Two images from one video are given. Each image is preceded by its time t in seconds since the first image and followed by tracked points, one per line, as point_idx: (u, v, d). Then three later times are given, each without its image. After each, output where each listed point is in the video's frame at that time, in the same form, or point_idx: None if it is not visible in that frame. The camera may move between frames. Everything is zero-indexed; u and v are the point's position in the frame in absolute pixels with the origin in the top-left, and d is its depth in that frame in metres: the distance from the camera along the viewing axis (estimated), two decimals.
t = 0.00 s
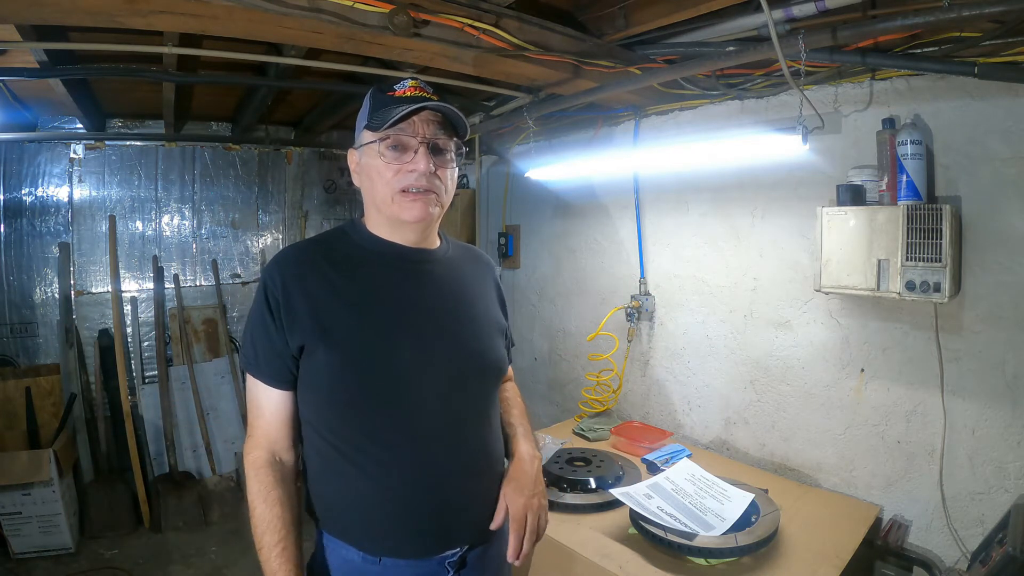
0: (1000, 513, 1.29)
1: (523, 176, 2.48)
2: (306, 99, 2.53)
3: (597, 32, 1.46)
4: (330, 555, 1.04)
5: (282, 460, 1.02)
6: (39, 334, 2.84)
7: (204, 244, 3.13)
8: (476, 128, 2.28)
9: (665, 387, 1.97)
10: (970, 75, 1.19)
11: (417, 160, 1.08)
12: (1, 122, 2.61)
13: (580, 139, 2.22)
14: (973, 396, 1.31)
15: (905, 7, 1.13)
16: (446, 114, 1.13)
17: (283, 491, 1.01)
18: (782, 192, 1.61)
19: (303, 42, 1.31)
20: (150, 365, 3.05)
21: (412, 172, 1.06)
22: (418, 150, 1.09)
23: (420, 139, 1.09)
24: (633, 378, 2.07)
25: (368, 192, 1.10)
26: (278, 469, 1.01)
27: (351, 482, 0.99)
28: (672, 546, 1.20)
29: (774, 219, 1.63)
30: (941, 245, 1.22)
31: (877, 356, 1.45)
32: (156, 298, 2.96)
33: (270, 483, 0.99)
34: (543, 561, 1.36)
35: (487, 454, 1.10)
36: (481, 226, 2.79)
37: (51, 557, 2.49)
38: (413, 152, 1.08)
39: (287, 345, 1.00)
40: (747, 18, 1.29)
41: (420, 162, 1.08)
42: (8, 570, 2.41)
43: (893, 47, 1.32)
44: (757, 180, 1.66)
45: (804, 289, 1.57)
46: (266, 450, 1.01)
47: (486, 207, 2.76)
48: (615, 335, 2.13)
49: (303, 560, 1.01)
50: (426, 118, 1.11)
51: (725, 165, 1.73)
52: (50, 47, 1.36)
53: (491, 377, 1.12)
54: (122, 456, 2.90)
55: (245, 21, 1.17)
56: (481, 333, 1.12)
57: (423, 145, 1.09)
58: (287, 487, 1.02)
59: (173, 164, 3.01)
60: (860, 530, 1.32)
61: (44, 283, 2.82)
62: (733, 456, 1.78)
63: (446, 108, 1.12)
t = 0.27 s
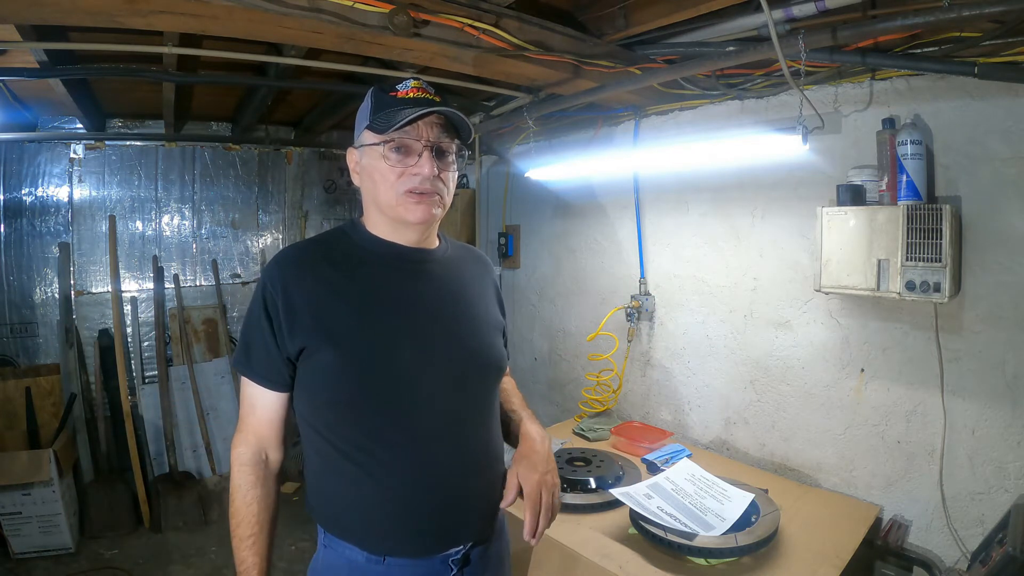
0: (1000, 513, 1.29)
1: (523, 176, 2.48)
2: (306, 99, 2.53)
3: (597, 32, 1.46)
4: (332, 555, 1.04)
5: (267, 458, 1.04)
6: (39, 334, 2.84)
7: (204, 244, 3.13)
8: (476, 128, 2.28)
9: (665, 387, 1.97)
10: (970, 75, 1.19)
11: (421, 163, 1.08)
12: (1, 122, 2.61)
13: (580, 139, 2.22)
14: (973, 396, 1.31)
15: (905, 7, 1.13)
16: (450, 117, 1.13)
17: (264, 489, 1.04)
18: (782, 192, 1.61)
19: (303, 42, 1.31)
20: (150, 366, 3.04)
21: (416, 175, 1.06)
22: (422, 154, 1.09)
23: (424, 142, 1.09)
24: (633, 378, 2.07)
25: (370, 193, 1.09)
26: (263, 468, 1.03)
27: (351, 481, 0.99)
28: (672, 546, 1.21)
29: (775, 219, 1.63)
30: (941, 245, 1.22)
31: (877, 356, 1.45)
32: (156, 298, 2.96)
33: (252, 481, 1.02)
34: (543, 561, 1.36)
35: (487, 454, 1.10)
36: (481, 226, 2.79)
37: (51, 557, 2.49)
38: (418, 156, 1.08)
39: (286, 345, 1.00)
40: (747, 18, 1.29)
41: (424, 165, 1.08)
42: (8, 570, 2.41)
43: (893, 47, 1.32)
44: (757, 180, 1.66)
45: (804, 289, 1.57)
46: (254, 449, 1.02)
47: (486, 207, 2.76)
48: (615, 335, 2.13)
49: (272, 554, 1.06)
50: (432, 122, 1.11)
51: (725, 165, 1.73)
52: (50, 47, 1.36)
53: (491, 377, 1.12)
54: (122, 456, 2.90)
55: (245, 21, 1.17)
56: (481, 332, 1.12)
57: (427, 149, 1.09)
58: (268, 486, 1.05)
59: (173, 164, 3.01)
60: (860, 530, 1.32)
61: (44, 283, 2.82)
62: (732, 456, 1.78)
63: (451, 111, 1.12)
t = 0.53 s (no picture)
0: (1000, 513, 1.29)
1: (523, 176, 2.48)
2: (306, 99, 2.53)
3: (597, 32, 1.46)
4: (326, 552, 1.04)
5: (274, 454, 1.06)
6: (39, 334, 2.84)
7: (204, 244, 3.13)
8: (476, 128, 2.28)
9: (665, 387, 1.97)
10: (970, 75, 1.19)
11: (418, 164, 1.08)
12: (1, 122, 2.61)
13: (580, 139, 2.22)
14: (974, 396, 1.31)
15: (904, 7, 1.13)
16: (447, 118, 1.13)
17: (274, 484, 1.05)
18: (782, 192, 1.61)
19: (303, 42, 1.31)
20: (150, 366, 3.05)
21: (413, 176, 1.06)
22: (419, 154, 1.09)
23: (421, 142, 1.09)
24: (633, 378, 2.07)
25: (367, 193, 1.09)
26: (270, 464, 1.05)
27: (349, 481, 0.99)
28: (672, 546, 1.21)
29: (775, 219, 1.63)
30: (942, 245, 1.22)
31: (877, 356, 1.45)
32: (156, 298, 2.96)
33: (260, 478, 1.04)
34: (543, 561, 1.36)
35: (484, 453, 1.10)
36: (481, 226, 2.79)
37: (51, 557, 2.49)
38: (414, 156, 1.08)
39: (284, 344, 1.00)
40: (747, 18, 1.29)
41: (421, 166, 1.08)
42: (8, 570, 2.41)
43: (893, 47, 1.32)
44: (757, 180, 1.66)
45: (804, 289, 1.57)
46: (260, 445, 1.04)
47: (486, 207, 2.76)
48: (615, 335, 2.13)
49: (288, 549, 1.07)
50: (428, 123, 1.11)
51: (725, 165, 1.73)
52: (50, 47, 1.36)
53: (488, 377, 1.12)
54: (122, 456, 2.90)
55: (245, 21, 1.17)
56: (479, 332, 1.12)
57: (424, 149, 1.09)
58: (277, 480, 1.06)
59: (173, 164, 3.01)
60: (860, 530, 1.32)
61: (44, 283, 2.82)
62: (732, 456, 1.78)
63: (447, 112, 1.12)
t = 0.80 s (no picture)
0: (1000, 513, 1.29)
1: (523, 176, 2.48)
2: (306, 99, 2.53)
3: (597, 32, 1.46)
4: (323, 549, 1.04)
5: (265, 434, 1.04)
6: (39, 334, 2.84)
7: (204, 244, 3.13)
8: (476, 128, 2.28)
9: (665, 387, 1.97)
10: (970, 75, 1.19)
11: (416, 165, 1.07)
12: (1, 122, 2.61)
13: (580, 139, 2.22)
14: (974, 396, 1.31)
15: (904, 7, 1.13)
16: (443, 117, 1.13)
17: (266, 456, 1.02)
18: (782, 193, 1.61)
19: (303, 43, 1.31)
20: (150, 365, 3.05)
21: (411, 177, 1.06)
22: (417, 155, 1.09)
23: (419, 144, 1.09)
24: (633, 378, 2.07)
25: (365, 196, 1.09)
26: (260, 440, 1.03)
27: (346, 481, 0.99)
28: (672, 546, 1.20)
29: (775, 219, 1.63)
30: (942, 245, 1.22)
31: (877, 356, 1.45)
32: (156, 298, 2.96)
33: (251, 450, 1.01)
34: (542, 560, 1.36)
35: (482, 453, 1.10)
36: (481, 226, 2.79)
37: (51, 557, 2.49)
38: (412, 158, 1.08)
39: (282, 344, 1.00)
40: (748, 18, 1.29)
41: (419, 167, 1.07)
42: (8, 570, 2.41)
43: (893, 47, 1.32)
44: (757, 180, 1.66)
45: (804, 289, 1.57)
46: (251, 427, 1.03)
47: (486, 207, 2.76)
48: (615, 335, 2.13)
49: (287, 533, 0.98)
50: (424, 123, 1.11)
51: (725, 165, 1.73)
52: (50, 47, 1.36)
53: (487, 377, 1.12)
54: (122, 456, 2.90)
55: (245, 21, 1.17)
56: (477, 332, 1.12)
57: (422, 150, 1.09)
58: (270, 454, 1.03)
59: (173, 164, 3.01)
60: (860, 530, 1.32)
61: (44, 283, 2.82)
62: (732, 456, 1.78)
63: (443, 112, 1.12)
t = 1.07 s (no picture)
0: (1000, 513, 1.29)
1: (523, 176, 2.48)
2: (306, 99, 2.53)
3: (596, 32, 1.46)
4: (324, 550, 1.04)
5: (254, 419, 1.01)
6: (39, 334, 2.84)
7: (204, 244, 3.13)
8: (476, 128, 2.28)
9: (665, 387, 1.97)
10: (970, 74, 1.19)
11: (418, 164, 1.07)
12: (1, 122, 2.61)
13: (580, 139, 2.22)
14: (974, 396, 1.31)
15: (905, 7, 1.13)
16: (446, 117, 1.14)
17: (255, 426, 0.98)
18: (782, 193, 1.61)
19: (303, 42, 1.31)
20: (150, 365, 3.05)
21: (414, 176, 1.06)
22: (420, 154, 1.08)
23: (421, 143, 1.09)
24: (633, 378, 2.07)
25: (367, 194, 1.09)
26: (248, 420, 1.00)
27: (346, 479, 0.99)
28: (672, 546, 1.20)
29: (775, 219, 1.63)
30: (941, 245, 1.22)
31: (877, 356, 1.45)
32: (156, 298, 2.96)
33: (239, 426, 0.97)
34: (542, 560, 1.36)
35: (481, 452, 1.10)
36: (481, 226, 2.79)
37: (51, 557, 2.49)
38: (415, 157, 1.08)
39: (281, 344, 1.00)
40: (747, 18, 1.29)
41: (422, 166, 1.07)
42: (8, 570, 2.41)
43: (894, 47, 1.32)
44: (757, 179, 1.66)
45: (804, 289, 1.57)
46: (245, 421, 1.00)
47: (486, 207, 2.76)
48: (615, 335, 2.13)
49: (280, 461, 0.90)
50: (428, 122, 1.11)
51: (725, 165, 1.73)
52: (50, 47, 1.36)
53: (486, 376, 1.12)
54: (122, 456, 2.90)
55: (245, 21, 1.17)
56: (476, 332, 1.12)
57: (425, 149, 1.09)
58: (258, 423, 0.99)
59: (173, 164, 3.01)
60: (859, 530, 1.32)
61: (44, 283, 2.82)
62: (732, 456, 1.78)
63: (447, 112, 1.12)
